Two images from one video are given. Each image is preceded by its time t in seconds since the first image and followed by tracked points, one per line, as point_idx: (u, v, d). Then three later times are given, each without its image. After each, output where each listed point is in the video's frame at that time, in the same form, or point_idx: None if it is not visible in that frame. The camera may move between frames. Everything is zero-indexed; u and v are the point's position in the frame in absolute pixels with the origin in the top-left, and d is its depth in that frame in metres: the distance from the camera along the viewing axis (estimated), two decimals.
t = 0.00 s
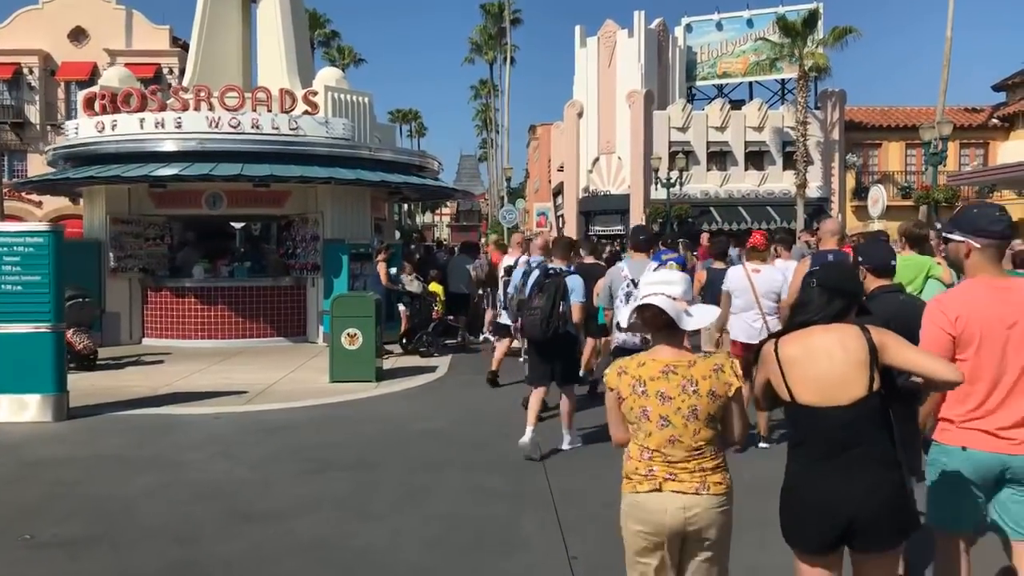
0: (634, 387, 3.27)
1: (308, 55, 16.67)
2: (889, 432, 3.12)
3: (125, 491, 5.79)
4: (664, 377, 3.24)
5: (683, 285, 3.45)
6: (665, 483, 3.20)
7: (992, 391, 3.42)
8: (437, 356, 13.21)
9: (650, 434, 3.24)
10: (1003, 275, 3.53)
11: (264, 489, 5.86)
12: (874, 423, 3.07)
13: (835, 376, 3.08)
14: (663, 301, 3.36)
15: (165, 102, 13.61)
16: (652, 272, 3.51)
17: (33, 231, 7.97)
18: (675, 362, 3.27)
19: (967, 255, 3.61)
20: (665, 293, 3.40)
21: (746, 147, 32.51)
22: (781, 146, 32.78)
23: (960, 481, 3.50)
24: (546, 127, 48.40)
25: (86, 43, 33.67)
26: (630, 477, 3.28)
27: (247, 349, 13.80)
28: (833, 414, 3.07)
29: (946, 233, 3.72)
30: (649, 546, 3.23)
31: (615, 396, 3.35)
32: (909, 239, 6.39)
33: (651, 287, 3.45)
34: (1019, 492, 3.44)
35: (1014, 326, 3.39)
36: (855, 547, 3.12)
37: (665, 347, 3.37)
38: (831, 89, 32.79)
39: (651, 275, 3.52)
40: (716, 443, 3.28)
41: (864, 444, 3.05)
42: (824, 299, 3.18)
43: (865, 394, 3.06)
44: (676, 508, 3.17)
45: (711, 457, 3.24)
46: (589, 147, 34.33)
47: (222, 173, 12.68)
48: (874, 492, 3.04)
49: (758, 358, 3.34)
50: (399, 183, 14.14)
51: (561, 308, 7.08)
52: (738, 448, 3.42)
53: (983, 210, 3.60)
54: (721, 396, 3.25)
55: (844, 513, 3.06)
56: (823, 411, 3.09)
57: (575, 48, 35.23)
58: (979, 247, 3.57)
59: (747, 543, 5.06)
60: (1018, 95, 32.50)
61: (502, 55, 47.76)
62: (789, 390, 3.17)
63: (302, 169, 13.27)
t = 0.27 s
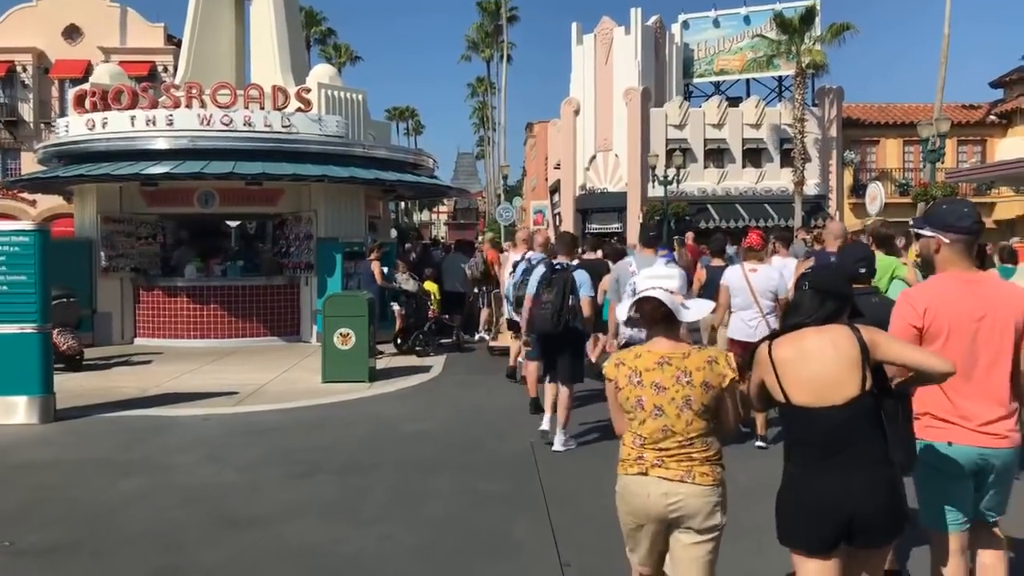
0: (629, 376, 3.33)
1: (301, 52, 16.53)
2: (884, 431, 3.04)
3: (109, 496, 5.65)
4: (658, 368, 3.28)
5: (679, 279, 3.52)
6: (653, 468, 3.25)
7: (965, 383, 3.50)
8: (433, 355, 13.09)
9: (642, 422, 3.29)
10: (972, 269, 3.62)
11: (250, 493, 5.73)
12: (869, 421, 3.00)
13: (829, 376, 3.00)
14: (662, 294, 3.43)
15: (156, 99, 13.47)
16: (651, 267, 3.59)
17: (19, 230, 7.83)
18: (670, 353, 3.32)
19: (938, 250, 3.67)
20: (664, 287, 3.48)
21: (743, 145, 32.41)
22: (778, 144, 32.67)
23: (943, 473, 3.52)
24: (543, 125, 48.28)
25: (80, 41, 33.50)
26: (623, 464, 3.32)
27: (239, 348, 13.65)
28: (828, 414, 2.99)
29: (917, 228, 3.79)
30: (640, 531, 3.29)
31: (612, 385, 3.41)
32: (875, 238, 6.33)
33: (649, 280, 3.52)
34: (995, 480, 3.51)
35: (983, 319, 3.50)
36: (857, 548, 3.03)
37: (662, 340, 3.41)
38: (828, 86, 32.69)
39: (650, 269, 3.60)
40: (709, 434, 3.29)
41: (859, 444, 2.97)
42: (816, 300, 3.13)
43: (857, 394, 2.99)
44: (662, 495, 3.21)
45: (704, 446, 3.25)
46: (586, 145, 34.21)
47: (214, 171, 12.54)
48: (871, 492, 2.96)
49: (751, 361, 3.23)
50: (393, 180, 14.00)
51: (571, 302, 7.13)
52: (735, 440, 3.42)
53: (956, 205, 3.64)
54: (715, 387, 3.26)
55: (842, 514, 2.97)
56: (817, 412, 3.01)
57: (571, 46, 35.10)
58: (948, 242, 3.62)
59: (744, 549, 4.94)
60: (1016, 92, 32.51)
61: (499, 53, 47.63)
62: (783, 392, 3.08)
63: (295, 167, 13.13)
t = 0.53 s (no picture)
0: (603, 379, 3.44)
1: (290, 50, 16.35)
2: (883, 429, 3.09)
3: (84, 503, 5.49)
4: (629, 373, 3.37)
5: (651, 287, 3.46)
6: (629, 460, 3.37)
7: (943, 384, 3.53)
8: (423, 356, 12.97)
9: (616, 421, 3.41)
10: (952, 273, 3.66)
11: (230, 500, 5.58)
12: (871, 422, 3.04)
13: (831, 378, 3.02)
14: (629, 303, 3.38)
15: (141, 96, 13.27)
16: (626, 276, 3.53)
17: None
18: (640, 359, 3.38)
19: (919, 255, 3.71)
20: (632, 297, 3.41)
21: (736, 144, 32.34)
22: (771, 143, 32.59)
23: (920, 471, 3.52)
24: (536, 124, 48.20)
25: (69, 38, 33.20)
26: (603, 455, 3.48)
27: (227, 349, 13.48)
28: (830, 415, 3.03)
29: (899, 233, 3.82)
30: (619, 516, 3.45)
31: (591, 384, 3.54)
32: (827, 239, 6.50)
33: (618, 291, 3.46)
34: (969, 478, 3.54)
35: (962, 322, 3.54)
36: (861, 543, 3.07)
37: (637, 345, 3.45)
38: (821, 85, 32.63)
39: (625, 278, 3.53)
40: (683, 432, 3.36)
41: (861, 440, 3.02)
42: (817, 301, 3.15)
43: (861, 395, 3.02)
44: (632, 485, 3.35)
45: (676, 447, 3.33)
46: (579, 144, 34.10)
47: (200, 169, 12.34)
48: (872, 485, 3.01)
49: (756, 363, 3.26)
50: (383, 180, 13.84)
51: (572, 303, 7.04)
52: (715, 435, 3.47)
53: (936, 211, 3.69)
54: (681, 392, 3.30)
55: (843, 509, 3.02)
56: (820, 413, 3.05)
57: (564, 44, 34.97)
58: (928, 248, 3.66)
59: (734, 558, 4.82)
60: (1008, 92, 32.70)
61: (492, 51, 47.48)
62: (786, 394, 3.12)
63: (283, 165, 12.96)
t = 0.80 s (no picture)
0: (579, 362, 3.61)
1: (267, 46, 16.11)
2: (862, 420, 3.13)
3: (45, 511, 5.31)
4: (602, 354, 3.55)
5: (623, 273, 3.68)
6: (608, 443, 3.50)
7: (922, 374, 3.58)
8: (403, 356, 12.82)
9: (594, 403, 3.56)
10: (931, 266, 3.71)
11: (198, 506, 5.42)
12: (849, 413, 3.08)
13: (818, 369, 3.05)
14: (603, 287, 3.61)
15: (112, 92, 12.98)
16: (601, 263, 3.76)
17: None
18: (612, 341, 3.57)
19: (899, 248, 3.74)
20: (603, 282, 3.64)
21: (716, 144, 32.41)
22: (751, 143, 32.69)
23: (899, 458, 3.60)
24: (517, 123, 48.06)
25: (42, 34, 32.64)
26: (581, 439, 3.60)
27: (200, 349, 13.23)
28: (811, 407, 3.06)
29: (881, 226, 3.84)
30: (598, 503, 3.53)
31: (566, 370, 3.70)
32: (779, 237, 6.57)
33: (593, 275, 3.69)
34: (940, 466, 3.61)
35: (940, 314, 3.59)
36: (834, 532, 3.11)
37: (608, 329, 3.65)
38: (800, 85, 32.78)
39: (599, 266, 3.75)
40: (655, 412, 3.52)
41: (840, 431, 3.05)
42: (795, 296, 3.23)
43: (841, 388, 3.05)
44: (614, 467, 3.45)
45: (650, 427, 3.48)
46: (560, 143, 34.02)
47: (173, 166, 12.09)
48: (849, 475, 3.04)
49: (738, 357, 3.28)
50: (360, 178, 13.66)
51: (557, 298, 7.04)
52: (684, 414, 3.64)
53: (920, 205, 3.71)
54: (654, 369, 3.48)
55: (826, 497, 3.05)
56: (806, 404, 3.07)
57: (545, 43, 34.86)
58: (910, 241, 3.69)
59: (715, 560, 4.73)
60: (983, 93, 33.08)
61: (473, 50, 47.32)
62: (773, 387, 3.14)
63: (258, 163, 12.74)
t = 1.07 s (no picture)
0: (579, 363, 3.65)
1: (257, 41, 15.90)
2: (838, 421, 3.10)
3: (19, 518, 5.12)
4: (604, 357, 3.61)
5: (617, 276, 3.84)
6: (608, 442, 3.53)
7: (914, 373, 3.47)
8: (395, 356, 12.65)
9: (594, 403, 3.58)
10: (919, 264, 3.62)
11: (178, 512, 5.22)
12: (825, 412, 3.04)
13: (798, 369, 3.01)
14: (604, 290, 3.74)
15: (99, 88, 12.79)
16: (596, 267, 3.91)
17: None
18: (612, 345, 3.65)
19: (888, 247, 3.64)
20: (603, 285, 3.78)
21: (711, 143, 32.27)
22: (746, 142, 32.57)
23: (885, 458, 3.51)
24: (511, 122, 47.86)
25: (31, 30, 32.29)
26: (577, 441, 3.60)
27: (188, 350, 13.03)
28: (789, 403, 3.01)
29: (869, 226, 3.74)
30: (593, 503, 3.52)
31: (563, 373, 3.72)
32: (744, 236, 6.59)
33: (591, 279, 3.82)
34: (933, 466, 3.50)
35: (931, 312, 3.48)
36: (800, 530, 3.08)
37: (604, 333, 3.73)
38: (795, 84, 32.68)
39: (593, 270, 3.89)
40: (652, 412, 3.62)
41: (815, 430, 3.02)
42: (778, 295, 3.17)
43: (821, 387, 3.02)
44: (616, 465, 3.48)
45: (647, 425, 3.57)
46: (554, 142, 33.86)
47: (160, 163, 11.88)
48: (820, 474, 3.00)
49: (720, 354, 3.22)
50: (351, 176, 13.46)
51: (559, 297, 6.81)
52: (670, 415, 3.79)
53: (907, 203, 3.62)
54: (653, 370, 3.61)
55: (798, 493, 3.00)
56: (784, 404, 3.03)
57: (539, 41, 34.68)
58: (898, 240, 3.60)
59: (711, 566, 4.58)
60: (977, 92, 33.07)
61: (467, 48, 47.13)
62: (752, 385, 3.07)
63: (246, 160, 12.54)
